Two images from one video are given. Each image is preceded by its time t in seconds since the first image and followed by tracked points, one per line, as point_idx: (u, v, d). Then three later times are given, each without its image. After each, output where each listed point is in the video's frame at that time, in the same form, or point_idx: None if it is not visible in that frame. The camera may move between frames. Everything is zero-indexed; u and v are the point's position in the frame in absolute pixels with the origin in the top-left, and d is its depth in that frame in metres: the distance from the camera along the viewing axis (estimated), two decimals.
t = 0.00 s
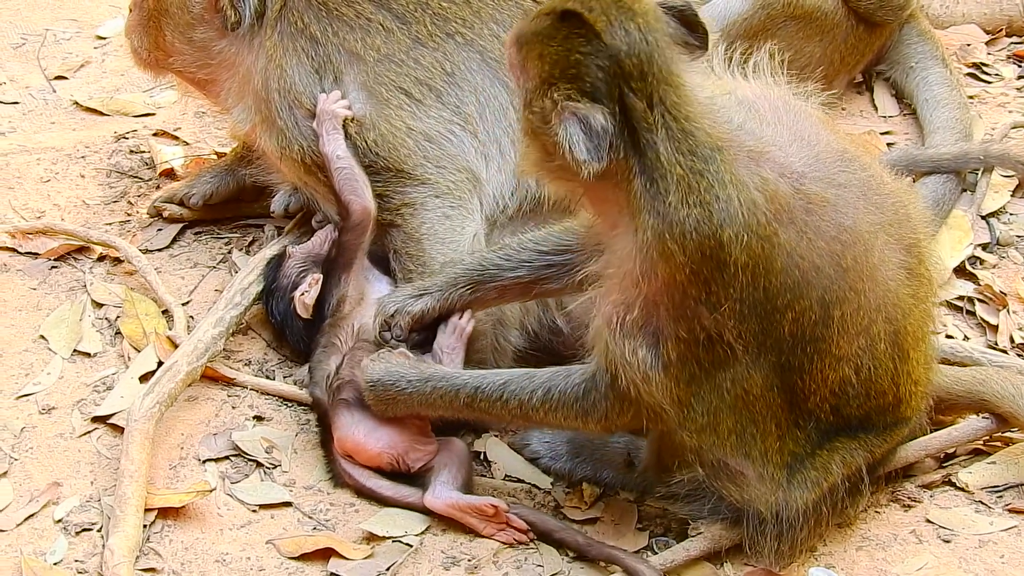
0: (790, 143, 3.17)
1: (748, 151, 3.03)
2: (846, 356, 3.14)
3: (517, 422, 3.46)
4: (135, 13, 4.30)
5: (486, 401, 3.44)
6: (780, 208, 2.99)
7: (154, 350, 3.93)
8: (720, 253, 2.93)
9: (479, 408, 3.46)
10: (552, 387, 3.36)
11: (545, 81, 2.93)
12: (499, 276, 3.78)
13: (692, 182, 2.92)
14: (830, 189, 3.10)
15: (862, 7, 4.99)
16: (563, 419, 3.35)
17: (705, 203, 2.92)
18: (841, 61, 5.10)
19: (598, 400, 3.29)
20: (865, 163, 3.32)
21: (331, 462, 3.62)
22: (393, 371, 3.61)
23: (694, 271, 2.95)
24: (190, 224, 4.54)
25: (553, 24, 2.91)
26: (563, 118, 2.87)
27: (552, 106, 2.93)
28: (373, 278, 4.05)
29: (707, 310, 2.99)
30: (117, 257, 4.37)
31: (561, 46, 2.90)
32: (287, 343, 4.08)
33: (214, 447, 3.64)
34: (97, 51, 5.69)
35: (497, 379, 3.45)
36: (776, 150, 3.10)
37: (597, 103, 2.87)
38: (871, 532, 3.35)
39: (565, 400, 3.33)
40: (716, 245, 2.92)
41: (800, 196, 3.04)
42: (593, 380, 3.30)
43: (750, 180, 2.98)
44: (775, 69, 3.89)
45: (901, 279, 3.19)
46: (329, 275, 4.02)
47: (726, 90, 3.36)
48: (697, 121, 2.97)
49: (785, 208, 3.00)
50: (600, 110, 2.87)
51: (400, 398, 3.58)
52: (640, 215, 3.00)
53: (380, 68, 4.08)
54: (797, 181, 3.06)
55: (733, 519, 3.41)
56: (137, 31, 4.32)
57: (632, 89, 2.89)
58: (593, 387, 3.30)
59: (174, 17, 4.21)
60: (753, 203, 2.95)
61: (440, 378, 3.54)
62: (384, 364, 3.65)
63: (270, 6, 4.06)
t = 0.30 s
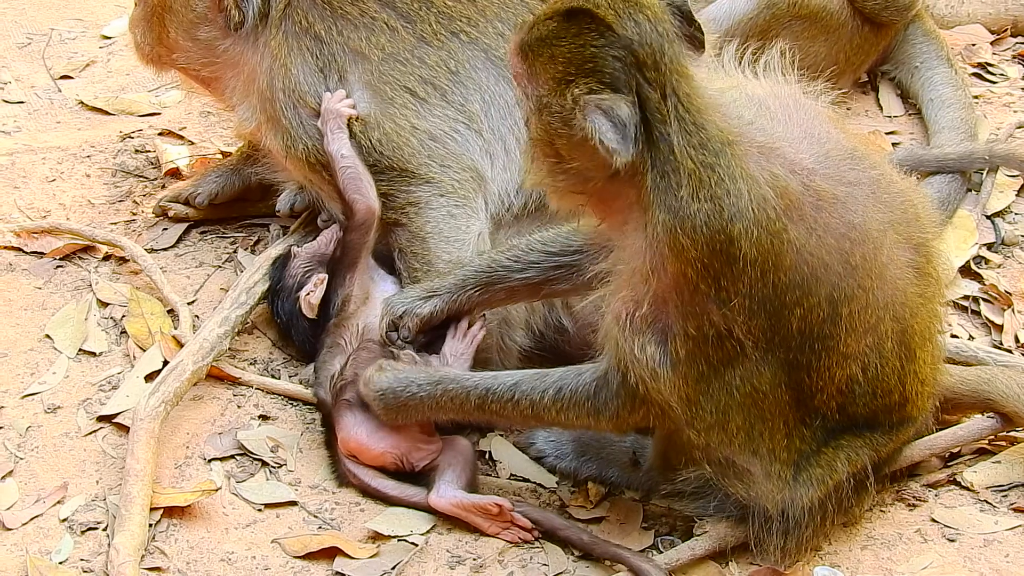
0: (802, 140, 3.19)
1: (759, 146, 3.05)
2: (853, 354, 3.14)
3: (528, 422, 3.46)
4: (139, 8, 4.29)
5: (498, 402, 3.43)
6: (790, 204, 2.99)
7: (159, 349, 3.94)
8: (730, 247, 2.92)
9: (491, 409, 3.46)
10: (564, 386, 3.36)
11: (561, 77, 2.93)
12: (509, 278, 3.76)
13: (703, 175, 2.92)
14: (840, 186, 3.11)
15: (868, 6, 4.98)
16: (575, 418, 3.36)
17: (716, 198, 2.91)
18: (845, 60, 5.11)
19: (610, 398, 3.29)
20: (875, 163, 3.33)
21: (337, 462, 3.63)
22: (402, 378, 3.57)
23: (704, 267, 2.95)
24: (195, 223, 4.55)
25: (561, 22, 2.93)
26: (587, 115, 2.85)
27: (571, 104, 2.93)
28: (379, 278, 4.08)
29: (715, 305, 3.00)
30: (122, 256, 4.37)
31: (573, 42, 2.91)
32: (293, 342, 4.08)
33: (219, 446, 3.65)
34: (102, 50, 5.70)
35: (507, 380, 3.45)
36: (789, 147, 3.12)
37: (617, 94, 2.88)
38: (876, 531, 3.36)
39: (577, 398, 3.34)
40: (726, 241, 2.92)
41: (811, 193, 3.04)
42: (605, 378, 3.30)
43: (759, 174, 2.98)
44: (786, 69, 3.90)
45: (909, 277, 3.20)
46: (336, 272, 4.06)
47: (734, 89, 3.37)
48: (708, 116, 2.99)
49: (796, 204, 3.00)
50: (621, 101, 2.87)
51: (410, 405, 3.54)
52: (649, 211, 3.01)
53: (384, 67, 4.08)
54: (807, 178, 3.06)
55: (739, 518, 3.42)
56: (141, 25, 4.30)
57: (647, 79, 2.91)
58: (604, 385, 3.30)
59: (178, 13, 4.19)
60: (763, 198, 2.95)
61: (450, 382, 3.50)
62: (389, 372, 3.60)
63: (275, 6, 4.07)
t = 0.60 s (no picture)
0: (802, 142, 3.19)
1: (756, 149, 3.05)
2: (855, 355, 3.14)
3: (536, 424, 3.46)
4: (145, 8, 4.30)
5: (507, 398, 3.44)
6: (787, 207, 2.99)
7: (165, 349, 3.94)
8: (729, 250, 2.94)
9: (499, 406, 3.46)
10: (572, 385, 3.38)
11: (553, 79, 2.98)
12: (513, 280, 3.77)
13: (701, 178, 2.94)
14: (838, 188, 3.11)
15: (873, 7, 4.98)
16: (581, 419, 3.36)
17: (714, 201, 2.93)
18: (851, 61, 5.12)
19: (615, 400, 3.30)
20: (870, 163, 3.32)
21: (341, 461, 3.64)
22: (417, 376, 3.63)
23: (704, 269, 2.96)
24: (200, 223, 4.55)
25: (556, 24, 2.98)
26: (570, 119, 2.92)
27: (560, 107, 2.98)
28: (384, 278, 4.11)
29: (715, 308, 3.00)
30: (128, 256, 4.38)
31: (565, 45, 2.96)
32: (298, 341, 4.09)
33: (225, 446, 3.65)
34: (107, 50, 5.70)
35: (518, 376, 3.47)
36: (785, 149, 3.12)
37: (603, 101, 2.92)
38: (881, 531, 3.37)
39: (583, 398, 3.35)
40: (726, 243, 2.93)
41: (809, 195, 3.04)
42: (611, 382, 3.32)
43: (757, 177, 2.99)
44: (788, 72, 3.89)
45: (911, 277, 3.20)
46: (341, 272, 4.07)
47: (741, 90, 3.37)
48: (705, 121, 3.00)
49: (794, 207, 3.00)
50: (607, 108, 2.92)
51: (422, 400, 3.56)
52: (652, 213, 3.02)
53: (389, 66, 4.09)
54: (805, 180, 3.07)
55: (744, 518, 3.43)
56: (147, 26, 4.32)
57: (637, 86, 2.95)
58: (610, 387, 3.32)
59: (183, 14, 4.20)
60: (761, 201, 2.96)
61: (463, 376, 3.55)
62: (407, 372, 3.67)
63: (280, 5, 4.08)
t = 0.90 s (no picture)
0: (804, 140, 3.20)
1: (761, 146, 3.06)
2: (860, 353, 3.14)
3: (539, 421, 3.47)
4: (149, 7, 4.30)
5: (510, 394, 3.46)
6: (793, 204, 3.00)
7: (168, 348, 3.95)
8: (734, 248, 2.94)
9: (503, 403, 3.47)
10: (574, 382, 3.39)
11: (559, 88, 2.99)
12: (519, 278, 3.77)
13: (705, 177, 2.94)
14: (841, 185, 3.11)
15: (877, 7, 4.99)
16: (584, 417, 3.37)
17: (719, 199, 2.93)
18: (855, 61, 5.12)
19: (619, 398, 3.31)
20: (880, 162, 3.34)
21: (345, 459, 3.65)
22: (421, 370, 3.65)
23: (709, 267, 2.96)
24: (204, 221, 4.56)
25: (555, 33, 3.01)
26: (589, 121, 2.87)
27: (573, 114, 2.98)
28: (386, 276, 4.10)
29: (720, 305, 3.01)
30: (131, 254, 4.38)
31: (569, 51, 2.98)
32: (302, 340, 4.10)
33: (228, 444, 3.66)
34: (112, 49, 5.71)
35: (521, 373, 3.48)
36: (790, 147, 3.13)
37: (619, 97, 2.91)
38: (884, 531, 3.38)
39: (586, 397, 3.36)
40: (730, 241, 2.94)
41: (814, 192, 3.05)
42: (614, 379, 3.32)
43: (762, 174, 3.00)
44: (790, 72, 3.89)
45: (915, 276, 3.20)
46: (345, 271, 4.07)
47: (747, 90, 3.38)
48: (709, 117, 3.01)
49: (799, 204, 3.01)
50: (623, 105, 2.89)
51: (426, 395, 3.58)
52: (657, 212, 3.02)
53: (393, 65, 4.09)
54: (810, 178, 3.07)
55: (747, 517, 3.43)
56: (151, 26, 4.32)
57: (644, 82, 2.94)
58: (613, 385, 3.32)
59: (186, 13, 4.20)
60: (766, 197, 2.97)
61: (468, 372, 3.57)
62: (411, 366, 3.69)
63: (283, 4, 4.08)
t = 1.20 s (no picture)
0: (793, 140, 3.20)
1: (751, 149, 3.07)
2: (859, 352, 3.14)
3: (541, 424, 3.48)
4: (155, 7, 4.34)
5: (511, 400, 3.47)
6: (786, 205, 3.00)
7: (173, 349, 3.95)
8: (729, 253, 2.95)
9: (504, 407, 3.49)
10: (575, 387, 3.39)
11: (553, 111, 2.98)
12: (518, 287, 3.76)
13: (698, 182, 2.94)
14: (835, 185, 3.12)
15: (880, 9, 4.99)
16: (585, 420, 3.38)
17: (713, 204, 2.94)
18: (859, 62, 5.13)
19: (619, 402, 3.31)
20: (870, 159, 3.33)
21: (348, 462, 3.65)
22: (419, 371, 3.64)
23: (705, 273, 2.97)
24: (209, 222, 4.57)
25: (538, 58, 2.99)
26: (591, 134, 2.87)
27: (572, 134, 2.95)
28: (391, 278, 4.09)
29: (718, 309, 3.01)
30: (136, 255, 4.39)
31: (558, 72, 2.96)
32: (306, 341, 4.10)
33: (233, 445, 3.66)
34: (117, 49, 5.71)
35: (521, 378, 3.49)
36: (780, 147, 3.13)
37: (613, 107, 2.90)
38: (888, 531, 3.38)
39: (587, 401, 3.36)
40: (726, 245, 2.94)
41: (807, 192, 3.05)
42: (615, 384, 3.32)
43: (754, 177, 3.00)
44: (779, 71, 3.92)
45: (912, 273, 3.20)
46: (349, 272, 4.08)
47: (751, 92, 3.39)
48: (699, 121, 3.02)
49: (792, 205, 3.01)
50: (620, 114, 2.89)
51: (427, 400, 3.59)
52: (651, 222, 3.02)
53: (397, 67, 4.09)
54: (802, 178, 3.08)
55: (751, 517, 3.44)
56: (156, 27, 4.35)
57: (633, 90, 2.93)
58: (614, 389, 3.32)
59: (189, 12, 4.22)
60: (760, 200, 2.97)
61: (467, 376, 3.57)
62: (409, 366, 3.68)
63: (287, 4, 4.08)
